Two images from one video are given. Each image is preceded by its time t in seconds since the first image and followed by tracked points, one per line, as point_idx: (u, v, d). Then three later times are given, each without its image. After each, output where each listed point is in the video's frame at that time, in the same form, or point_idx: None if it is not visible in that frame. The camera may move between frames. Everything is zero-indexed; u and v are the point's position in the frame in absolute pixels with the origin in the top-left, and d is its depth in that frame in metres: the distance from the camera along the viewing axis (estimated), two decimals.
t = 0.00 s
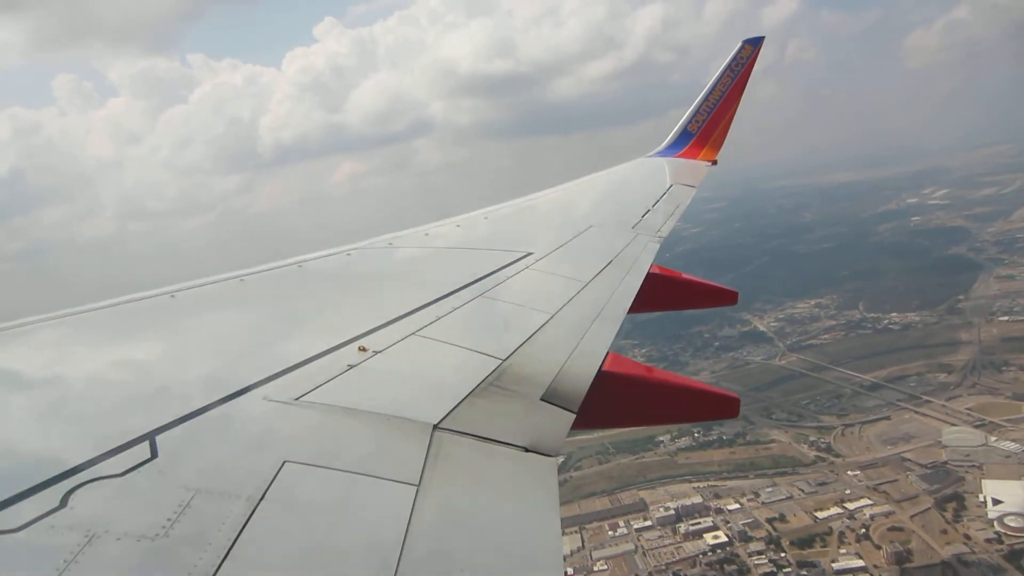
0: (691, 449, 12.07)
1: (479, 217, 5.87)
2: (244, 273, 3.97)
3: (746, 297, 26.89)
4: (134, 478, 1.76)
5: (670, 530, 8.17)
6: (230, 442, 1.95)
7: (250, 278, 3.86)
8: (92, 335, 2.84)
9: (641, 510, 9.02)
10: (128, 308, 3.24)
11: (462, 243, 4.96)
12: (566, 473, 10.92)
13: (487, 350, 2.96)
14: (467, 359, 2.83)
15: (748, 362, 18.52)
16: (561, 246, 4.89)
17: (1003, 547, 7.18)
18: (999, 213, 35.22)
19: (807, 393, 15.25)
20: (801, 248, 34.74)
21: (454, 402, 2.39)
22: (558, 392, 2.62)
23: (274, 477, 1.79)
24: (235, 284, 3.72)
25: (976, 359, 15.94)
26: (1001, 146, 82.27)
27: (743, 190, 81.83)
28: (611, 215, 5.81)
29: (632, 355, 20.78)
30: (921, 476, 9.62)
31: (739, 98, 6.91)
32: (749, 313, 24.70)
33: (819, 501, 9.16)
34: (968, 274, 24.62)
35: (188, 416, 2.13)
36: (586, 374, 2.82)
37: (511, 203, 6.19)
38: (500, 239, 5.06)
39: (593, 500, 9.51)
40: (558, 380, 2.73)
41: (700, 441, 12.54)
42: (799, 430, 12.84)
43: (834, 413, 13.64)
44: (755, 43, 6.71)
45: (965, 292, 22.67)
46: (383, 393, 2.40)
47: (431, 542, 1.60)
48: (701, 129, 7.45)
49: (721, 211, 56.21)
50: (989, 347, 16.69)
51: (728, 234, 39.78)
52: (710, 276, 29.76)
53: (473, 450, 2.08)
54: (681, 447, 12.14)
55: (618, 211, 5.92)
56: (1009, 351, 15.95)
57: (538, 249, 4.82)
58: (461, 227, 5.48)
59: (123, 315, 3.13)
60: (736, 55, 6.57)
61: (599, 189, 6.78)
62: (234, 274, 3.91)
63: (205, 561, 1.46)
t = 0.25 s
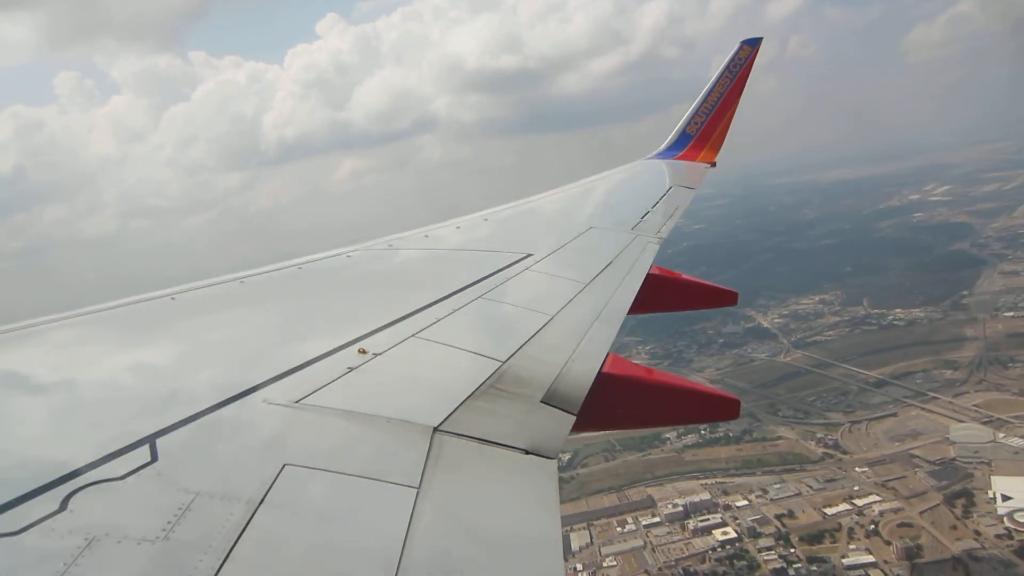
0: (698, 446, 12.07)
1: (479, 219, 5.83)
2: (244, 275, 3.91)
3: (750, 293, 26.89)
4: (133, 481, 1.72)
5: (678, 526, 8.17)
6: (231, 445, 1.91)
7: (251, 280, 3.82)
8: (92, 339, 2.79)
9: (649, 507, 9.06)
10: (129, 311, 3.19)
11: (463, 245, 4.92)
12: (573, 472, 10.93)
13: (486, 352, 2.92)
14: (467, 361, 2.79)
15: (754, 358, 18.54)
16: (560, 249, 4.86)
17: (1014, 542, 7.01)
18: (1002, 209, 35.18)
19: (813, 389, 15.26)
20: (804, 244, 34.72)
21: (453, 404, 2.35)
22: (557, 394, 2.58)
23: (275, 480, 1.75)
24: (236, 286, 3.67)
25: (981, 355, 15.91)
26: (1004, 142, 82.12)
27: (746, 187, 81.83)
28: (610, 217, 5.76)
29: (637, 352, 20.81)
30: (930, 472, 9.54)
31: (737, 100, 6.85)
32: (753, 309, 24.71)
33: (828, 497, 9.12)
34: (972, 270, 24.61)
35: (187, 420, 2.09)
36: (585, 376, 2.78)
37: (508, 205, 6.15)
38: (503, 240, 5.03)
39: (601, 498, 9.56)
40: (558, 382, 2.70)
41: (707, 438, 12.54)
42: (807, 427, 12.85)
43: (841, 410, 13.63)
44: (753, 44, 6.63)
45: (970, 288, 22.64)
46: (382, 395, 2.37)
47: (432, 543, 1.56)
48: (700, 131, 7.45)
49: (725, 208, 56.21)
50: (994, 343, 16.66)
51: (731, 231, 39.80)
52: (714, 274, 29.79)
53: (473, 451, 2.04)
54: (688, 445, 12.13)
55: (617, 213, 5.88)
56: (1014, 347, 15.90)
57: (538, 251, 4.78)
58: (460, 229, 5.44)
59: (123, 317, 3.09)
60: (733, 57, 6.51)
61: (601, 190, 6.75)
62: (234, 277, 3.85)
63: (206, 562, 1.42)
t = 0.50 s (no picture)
0: (704, 444, 12.09)
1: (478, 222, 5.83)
2: (245, 277, 3.89)
3: (755, 291, 26.91)
4: (133, 483, 1.70)
5: (687, 524, 8.17)
6: (231, 447, 1.90)
7: (252, 281, 3.80)
8: (92, 341, 2.77)
9: (658, 505, 9.06)
10: (128, 312, 3.17)
11: (464, 247, 4.92)
12: (580, 470, 10.96)
13: (485, 354, 2.91)
14: (467, 364, 2.78)
15: (758, 356, 18.55)
16: (560, 250, 4.85)
17: None
18: (1005, 207, 35.15)
19: (819, 387, 15.30)
20: (808, 242, 34.72)
21: (453, 407, 2.34)
22: (558, 397, 2.57)
23: (275, 482, 1.74)
24: (237, 288, 3.65)
25: (987, 353, 15.89)
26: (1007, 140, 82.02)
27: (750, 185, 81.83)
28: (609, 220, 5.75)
29: (641, 350, 20.84)
30: (938, 469, 9.49)
31: (736, 104, 6.83)
32: (757, 307, 24.73)
33: (836, 494, 9.09)
34: (976, 268, 24.60)
35: (188, 421, 2.08)
36: (585, 379, 2.77)
37: (506, 209, 6.15)
38: (504, 242, 5.02)
39: (608, 496, 9.57)
40: (558, 385, 2.68)
41: (714, 435, 12.55)
42: (813, 425, 12.87)
43: (847, 408, 13.64)
44: (752, 49, 6.59)
45: (974, 286, 22.61)
46: (381, 398, 2.36)
47: (431, 545, 1.56)
48: (700, 134, 7.45)
49: (728, 206, 56.21)
50: (1000, 341, 16.63)
51: (735, 229, 39.83)
52: (717, 272, 29.81)
53: (474, 454, 2.03)
54: (694, 442, 12.15)
55: (616, 216, 5.88)
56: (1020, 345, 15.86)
57: (538, 253, 4.77)
58: (460, 232, 5.43)
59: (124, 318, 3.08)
60: (732, 62, 6.48)
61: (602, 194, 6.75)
62: (235, 279, 3.83)
63: (205, 567, 1.40)
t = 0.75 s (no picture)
0: (712, 444, 12.09)
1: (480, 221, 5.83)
2: (246, 275, 3.89)
3: (759, 291, 26.90)
4: (133, 482, 1.70)
5: (696, 524, 8.16)
6: (231, 447, 1.90)
7: (253, 280, 3.80)
8: (93, 339, 2.77)
9: (666, 504, 9.05)
10: (130, 310, 3.16)
11: (465, 247, 4.91)
12: (587, 469, 10.96)
13: (486, 355, 2.90)
14: (467, 363, 2.78)
15: (764, 356, 18.55)
16: (560, 251, 4.83)
17: None
18: (1009, 207, 35.11)
19: (826, 387, 15.30)
20: (812, 242, 34.71)
21: (453, 407, 2.34)
22: (558, 398, 2.56)
23: (274, 482, 1.73)
24: (238, 286, 3.65)
25: (994, 353, 15.86)
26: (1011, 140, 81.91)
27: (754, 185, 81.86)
28: (611, 220, 5.74)
29: (646, 350, 20.84)
30: (947, 469, 9.46)
31: (738, 102, 6.83)
32: (762, 307, 24.73)
33: (845, 494, 9.07)
34: (981, 268, 24.56)
35: (188, 421, 2.07)
36: (585, 380, 2.76)
37: (508, 208, 6.13)
38: (507, 242, 5.01)
39: (617, 495, 9.56)
40: (558, 386, 2.67)
41: (721, 435, 12.54)
42: (821, 425, 12.87)
43: (855, 408, 13.63)
44: (754, 47, 6.61)
45: (981, 286, 22.57)
46: (381, 398, 2.35)
47: (430, 544, 1.55)
48: (701, 133, 7.45)
49: (732, 206, 56.22)
50: (1007, 341, 16.60)
51: (739, 229, 39.83)
52: (721, 272, 29.81)
53: (475, 454, 2.02)
54: (702, 442, 12.15)
55: (618, 216, 5.88)
56: None
57: (539, 253, 4.75)
58: (461, 231, 5.43)
59: (125, 317, 3.07)
60: (734, 60, 6.48)
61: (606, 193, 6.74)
62: (236, 277, 3.83)
63: (204, 566, 1.40)
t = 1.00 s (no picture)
0: (720, 444, 12.06)
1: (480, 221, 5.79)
2: (243, 277, 3.84)
3: (763, 290, 26.93)
4: (133, 482, 1.63)
5: (706, 523, 8.17)
6: (235, 446, 1.84)
7: (251, 282, 3.75)
8: (94, 341, 2.72)
9: (676, 504, 9.05)
10: (129, 313, 3.11)
11: (466, 247, 4.87)
12: (595, 470, 10.93)
13: (488, 354, 2.85)
14: (469, 363, 2.73)
15: (770, 355, 18.56)
16: (561, 251, 4.80)
17: None
18: (1012, 206, 35.13)
19: (833, 385, 15.31)
20: (814, 241, 34.76)
21: (453, 407, 2.26)
22: (560, 397, 2.48)
23: (276, 480, 1.67)
24: (237, 288, 3.60)
25: (1000, 351, 15.86)
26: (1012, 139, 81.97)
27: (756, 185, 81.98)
28: (612, 220, 5.71)
29: (651, 349, 20.84)
30: (957, 468, 9.44)
31: (738, 103, 6.83)
32: (766, 306, 24.75)
33: (855, 493, 9.07)
34: (985, 266, 24.56)
35: (191, 419, 2.02)
36: (587, 380, 2.70)
37: (506, 208, 6.10)
38: (509, 242, 4.98)
39: (626, 495, 9.54)
40: (560, 385, 2.60)
41: (729, 435, 12.53)
42: (829, 424, 12.86)
43: (862, 407, 13.63)
44: (754, 47, 6.62)
45: (985, 284, 22.59)
46: (381, 397, 2.30)
47: (433, 543, 1.50)
48: (702, 133, 7.45)
49: (736, 206, 56.31)
50: (1013, 340, 16.60)
51: (742, 229, 39.90)
52: (724, 272, 29.85)
53: (477, 454, 1.96)
54: (710, 442, 12.12)
55: (619, 216, 5.85)
56: None
57: (539, 253, 4.72)
58: (461, 232, 5.39)
59: (123, 319, 3.02)
60: (735, 60, 6.48)
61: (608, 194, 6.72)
62: (234, 279, 3.78)
63: (207, 566, 1.34)
